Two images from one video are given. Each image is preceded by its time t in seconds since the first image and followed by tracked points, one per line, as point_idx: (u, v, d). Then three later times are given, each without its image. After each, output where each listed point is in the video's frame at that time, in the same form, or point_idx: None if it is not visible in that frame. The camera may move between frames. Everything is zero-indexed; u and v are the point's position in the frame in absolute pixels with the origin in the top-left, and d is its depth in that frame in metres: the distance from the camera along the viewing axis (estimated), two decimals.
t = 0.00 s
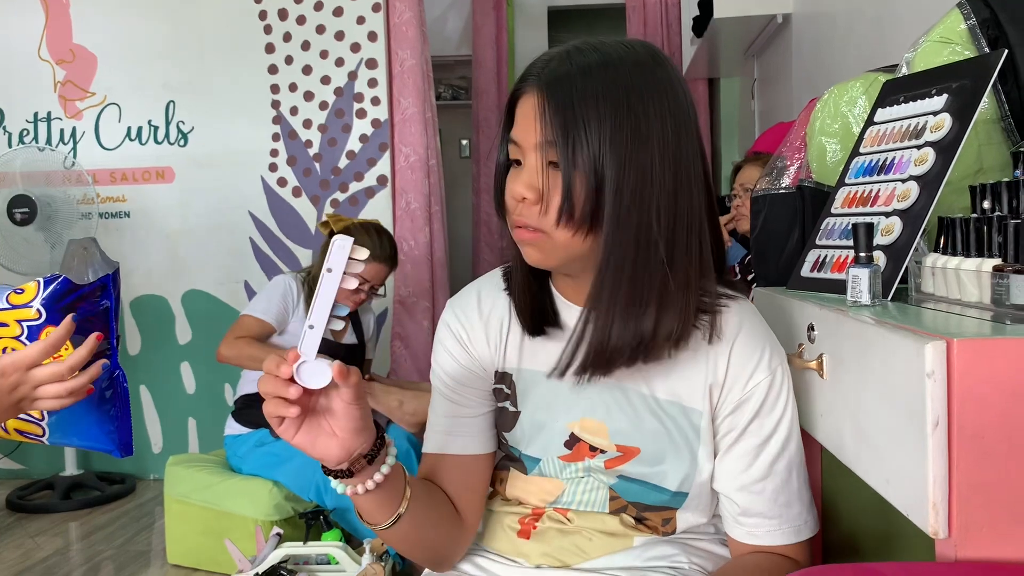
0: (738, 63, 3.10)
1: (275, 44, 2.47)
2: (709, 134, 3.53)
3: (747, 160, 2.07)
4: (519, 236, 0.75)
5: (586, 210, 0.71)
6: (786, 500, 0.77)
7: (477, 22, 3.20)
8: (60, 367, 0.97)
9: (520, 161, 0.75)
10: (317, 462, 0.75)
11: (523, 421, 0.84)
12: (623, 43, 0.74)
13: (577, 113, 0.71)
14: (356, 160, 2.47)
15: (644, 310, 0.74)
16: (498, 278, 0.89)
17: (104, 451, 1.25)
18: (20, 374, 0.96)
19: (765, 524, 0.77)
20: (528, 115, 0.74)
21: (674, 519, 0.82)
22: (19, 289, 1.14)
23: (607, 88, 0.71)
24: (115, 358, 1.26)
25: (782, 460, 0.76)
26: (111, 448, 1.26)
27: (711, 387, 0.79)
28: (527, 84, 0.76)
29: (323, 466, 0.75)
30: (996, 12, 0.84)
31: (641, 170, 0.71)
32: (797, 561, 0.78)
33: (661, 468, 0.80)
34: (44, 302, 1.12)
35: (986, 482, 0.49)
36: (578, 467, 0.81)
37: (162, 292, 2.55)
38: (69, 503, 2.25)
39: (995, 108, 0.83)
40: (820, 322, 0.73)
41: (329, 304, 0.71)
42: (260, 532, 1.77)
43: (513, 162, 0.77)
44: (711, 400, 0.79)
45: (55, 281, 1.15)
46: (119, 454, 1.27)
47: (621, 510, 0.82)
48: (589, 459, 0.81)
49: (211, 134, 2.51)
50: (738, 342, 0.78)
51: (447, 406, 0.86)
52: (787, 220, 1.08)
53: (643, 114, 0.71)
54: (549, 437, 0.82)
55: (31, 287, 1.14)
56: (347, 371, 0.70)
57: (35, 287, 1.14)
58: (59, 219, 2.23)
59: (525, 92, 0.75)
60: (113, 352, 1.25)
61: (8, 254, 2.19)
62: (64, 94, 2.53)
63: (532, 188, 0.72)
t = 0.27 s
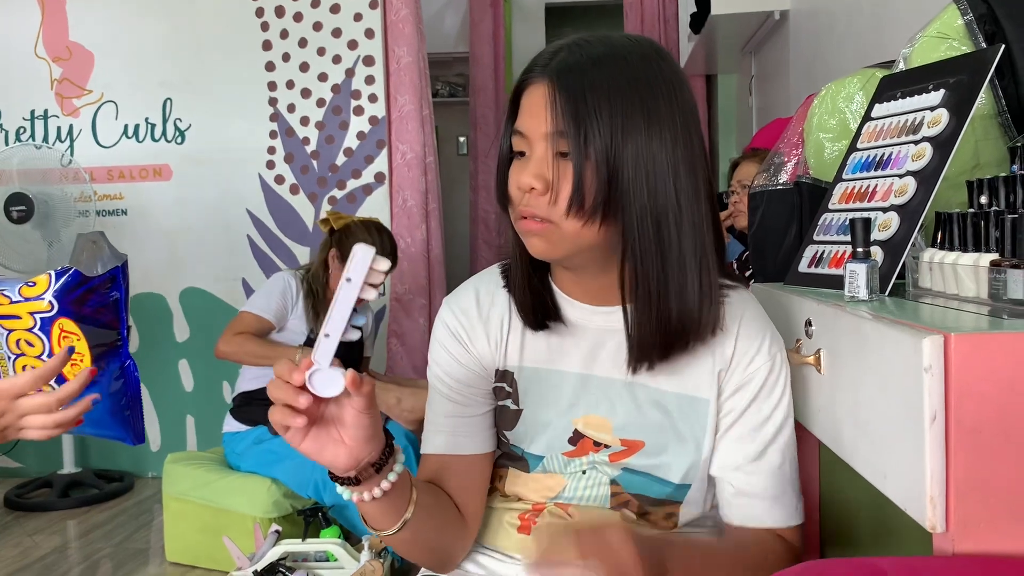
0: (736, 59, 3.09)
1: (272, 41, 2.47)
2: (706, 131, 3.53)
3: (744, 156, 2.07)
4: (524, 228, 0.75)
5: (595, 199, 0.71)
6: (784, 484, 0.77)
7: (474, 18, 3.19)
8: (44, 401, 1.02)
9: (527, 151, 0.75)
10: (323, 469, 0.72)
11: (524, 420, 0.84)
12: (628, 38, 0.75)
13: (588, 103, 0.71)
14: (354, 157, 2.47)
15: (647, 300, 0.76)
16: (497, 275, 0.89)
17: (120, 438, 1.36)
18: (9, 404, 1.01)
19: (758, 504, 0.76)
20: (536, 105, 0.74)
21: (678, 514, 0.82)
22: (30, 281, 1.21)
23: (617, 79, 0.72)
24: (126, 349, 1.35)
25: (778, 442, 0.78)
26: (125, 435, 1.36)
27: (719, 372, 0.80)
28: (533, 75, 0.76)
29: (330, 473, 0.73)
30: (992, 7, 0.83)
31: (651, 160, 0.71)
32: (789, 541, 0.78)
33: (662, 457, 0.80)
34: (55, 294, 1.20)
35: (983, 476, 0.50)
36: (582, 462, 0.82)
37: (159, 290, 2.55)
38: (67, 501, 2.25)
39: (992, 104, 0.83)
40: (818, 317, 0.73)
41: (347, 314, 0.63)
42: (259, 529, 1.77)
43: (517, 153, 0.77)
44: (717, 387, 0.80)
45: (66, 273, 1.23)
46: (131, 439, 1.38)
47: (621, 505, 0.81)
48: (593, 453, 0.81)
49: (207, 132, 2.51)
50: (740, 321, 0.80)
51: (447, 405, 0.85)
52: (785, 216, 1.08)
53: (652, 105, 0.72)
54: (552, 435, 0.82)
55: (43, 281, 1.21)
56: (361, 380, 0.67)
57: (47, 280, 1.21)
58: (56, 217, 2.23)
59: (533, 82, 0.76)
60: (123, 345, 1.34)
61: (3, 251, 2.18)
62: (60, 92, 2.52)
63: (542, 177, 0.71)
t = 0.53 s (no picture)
0: (732, 55, 3.09)
1: (268, 40, 2.46)
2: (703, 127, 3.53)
3: (742, 152, 2.07)
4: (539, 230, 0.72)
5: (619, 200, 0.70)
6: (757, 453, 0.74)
7: (470, 15, 3.18)
8: (52, 435, 0.89)
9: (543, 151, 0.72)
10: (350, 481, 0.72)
11: (519, 415, 0.84)
12: (638, 34, 0.75)
13: (610, 102, 0.70)
14: (350, 155, 2.46)
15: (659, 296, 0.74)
16: (494, 274, 0.89)
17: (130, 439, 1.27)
18: (12, 433, 0.89)
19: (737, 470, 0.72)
20: (553, 105, 0.72)
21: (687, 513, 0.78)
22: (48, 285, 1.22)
23: (636, 77, 0.71)
24: (137, 351, 1.30)
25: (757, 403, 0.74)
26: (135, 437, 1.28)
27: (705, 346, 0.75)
28: (545, 73, 0.75)
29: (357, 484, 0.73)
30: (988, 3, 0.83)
31: (670, 161, 0.71)
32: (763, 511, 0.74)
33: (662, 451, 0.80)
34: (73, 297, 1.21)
35: (981, 473, 0.50)
36: (577, 454, 0.81)
37: (156, 290, 2.55)
38: (66, 501, 2.24)
39: (988, 99, 0.83)
40: (814, 314, 0.73)
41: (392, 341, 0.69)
42: (257, 529, 1.76)
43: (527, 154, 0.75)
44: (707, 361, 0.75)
45: (83, 277, 1.24)
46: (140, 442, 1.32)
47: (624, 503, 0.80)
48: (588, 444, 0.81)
49: (204, 131, 2.50)
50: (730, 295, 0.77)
51: (450, 401, 0.84)
52: (781, 212, 1.08)
53: (670, 104, 0.71)
54: (545, 430, 0.83)
55: (60, 283, 1.22)
56: (394, 401, 0.67)
57: (64, 283, 1.22)
58: (52, 217, 2.22)
59: (545, 81, 0.74)
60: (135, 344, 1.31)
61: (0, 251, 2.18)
62: (55, 91, 2.51)
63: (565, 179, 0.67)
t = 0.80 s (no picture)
0: (730, 50, 3.08)
1: (265, 38, 2.45)
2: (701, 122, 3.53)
3: (740, 148, 2.07)
4: (541, 241, 0.71)
5: (626, 209, 0.69)
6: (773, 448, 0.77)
7: (468, 12, 3.17)
8: (77, 438, 0.87)
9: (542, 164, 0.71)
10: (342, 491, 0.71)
11: (520, 417, 0.84)
12: (630, 36, 0.73)
13: (609, 110, 0.68)
14: (348, 153, 2.46)
15: (659, 299, 0.76)
16: (486, 272, 0.88)
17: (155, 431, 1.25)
18: (39, 435, 0.87)
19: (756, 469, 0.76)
20: (548, 116, 0.70)
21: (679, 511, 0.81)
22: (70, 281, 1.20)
23: (633, 83, 0.69)
24: (160, 345, 1.26)
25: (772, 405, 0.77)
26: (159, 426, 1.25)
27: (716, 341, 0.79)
28: (537, 81, 0.72)
29: (347, 494, 0.72)
30: None
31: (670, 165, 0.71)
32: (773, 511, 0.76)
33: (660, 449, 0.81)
34: (96, 294, 1.18)
35: (981, 468, 0.50)
36: (580, 459, 0.82)
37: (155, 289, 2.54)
38: (67, 500, 2.24)
39: (987, 94, 0.83)
40: (813, 310, 0.73)
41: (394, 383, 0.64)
42: (257, 527, 1.76)
43: (522, 163, 0.73)
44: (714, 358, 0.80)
45: (104, 275, 1.21)
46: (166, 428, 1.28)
47: (622, 505, 0.82)
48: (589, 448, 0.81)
49: (201, 129, 2.49)
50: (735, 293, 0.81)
51: (444, 405, 0.84)
52: (781, 208, 1.08)
53: (667, 107, 0.70)
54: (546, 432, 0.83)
55: (81, 282, 1.20)
56: (388, 424, 0.67)
57: (86, 282, 1.20)
58: (50, 216, 2.21)
59: (539, 90, 0.72)
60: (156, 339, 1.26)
61: None
62: (53, 90, 2.50)
63: (569, 193, 0.68)
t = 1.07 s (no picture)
0: (732, 50, 3.09)
1: (268, 36, 2.45)
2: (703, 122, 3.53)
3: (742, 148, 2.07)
4: (567, 258, 0.72)
5: (652, 225, 0.70)
6: (785, 458, 0.78)
7: (470, 11, 3.17)
8: (104, 440, 0.86)
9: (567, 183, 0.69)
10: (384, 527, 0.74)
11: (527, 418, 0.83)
12: (641, 39, 0.71)
13: (632, 124, 0.67)
14: (351, 151, 2.47)
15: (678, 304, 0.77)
16: (489, 272, 0.87)
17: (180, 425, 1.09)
18: (67, 436, 0.86)
19: (765, 480, 0.78)
20: (568, 134, 0.68)
21: (685, 509, 0.84)
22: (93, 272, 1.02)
23: (654, 94, 0.68)
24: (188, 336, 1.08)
25: (782, 417, 0.78)
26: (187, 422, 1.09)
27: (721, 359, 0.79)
28: (551, 96, 0.69)
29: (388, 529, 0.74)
30: None
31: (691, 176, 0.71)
32: (793, 514, 0.80)
33: (666, 452, 0.81)
34: (123, 284, 1.00)
35: (982, 468, 0.50)
36: (588, 459, 0.83)
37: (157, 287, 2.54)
38: (69, 498, 2.25)
39: (990, 94, 0.83)
40: (815, 310, 0.73)
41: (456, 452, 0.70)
42: (258, 524, 1.76)
43: (540, 180, 0.71)
44: (720, 374, 0.80)
45: (130, 264, 1.02)
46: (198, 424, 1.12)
47: (629, 508, 0.83)
48: (599, 450, 0.82)
49: (204, 127, 2.50)
50: (739, 306, 0.79)
51: (447, 407, 0.82)
52: (783, 207, 1.08)
53: (686, 117, 0.70)
54: (555, 433, 0.82)
55: (107, 272, 1.01)
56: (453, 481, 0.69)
57: (112, 271, 1.01)
58: (52, 214, 2.22)
59: (554, 105, 0.69)
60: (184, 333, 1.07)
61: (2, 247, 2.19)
62: (55, 88, 2.50)
63: (599, 213, 0.68)
